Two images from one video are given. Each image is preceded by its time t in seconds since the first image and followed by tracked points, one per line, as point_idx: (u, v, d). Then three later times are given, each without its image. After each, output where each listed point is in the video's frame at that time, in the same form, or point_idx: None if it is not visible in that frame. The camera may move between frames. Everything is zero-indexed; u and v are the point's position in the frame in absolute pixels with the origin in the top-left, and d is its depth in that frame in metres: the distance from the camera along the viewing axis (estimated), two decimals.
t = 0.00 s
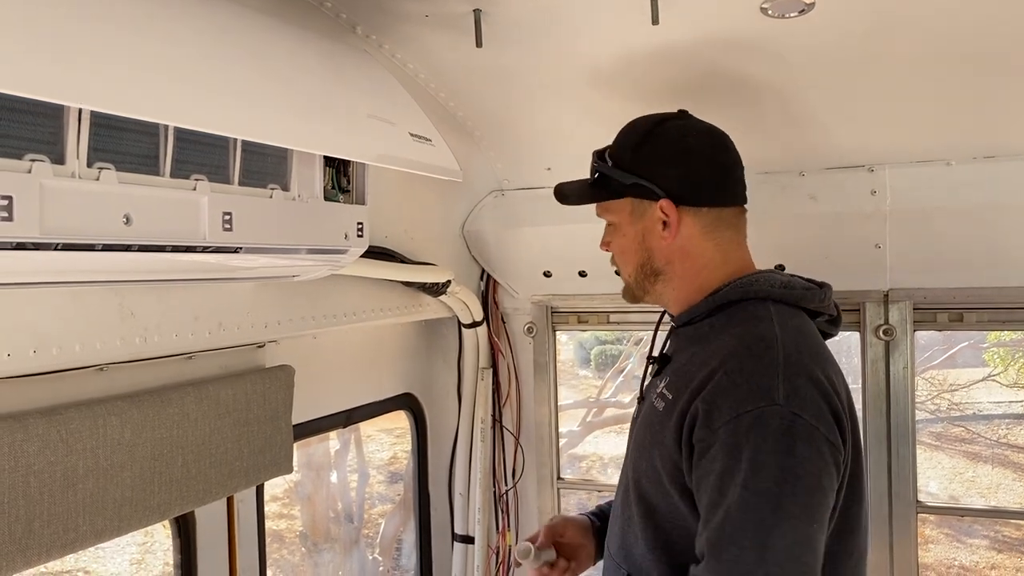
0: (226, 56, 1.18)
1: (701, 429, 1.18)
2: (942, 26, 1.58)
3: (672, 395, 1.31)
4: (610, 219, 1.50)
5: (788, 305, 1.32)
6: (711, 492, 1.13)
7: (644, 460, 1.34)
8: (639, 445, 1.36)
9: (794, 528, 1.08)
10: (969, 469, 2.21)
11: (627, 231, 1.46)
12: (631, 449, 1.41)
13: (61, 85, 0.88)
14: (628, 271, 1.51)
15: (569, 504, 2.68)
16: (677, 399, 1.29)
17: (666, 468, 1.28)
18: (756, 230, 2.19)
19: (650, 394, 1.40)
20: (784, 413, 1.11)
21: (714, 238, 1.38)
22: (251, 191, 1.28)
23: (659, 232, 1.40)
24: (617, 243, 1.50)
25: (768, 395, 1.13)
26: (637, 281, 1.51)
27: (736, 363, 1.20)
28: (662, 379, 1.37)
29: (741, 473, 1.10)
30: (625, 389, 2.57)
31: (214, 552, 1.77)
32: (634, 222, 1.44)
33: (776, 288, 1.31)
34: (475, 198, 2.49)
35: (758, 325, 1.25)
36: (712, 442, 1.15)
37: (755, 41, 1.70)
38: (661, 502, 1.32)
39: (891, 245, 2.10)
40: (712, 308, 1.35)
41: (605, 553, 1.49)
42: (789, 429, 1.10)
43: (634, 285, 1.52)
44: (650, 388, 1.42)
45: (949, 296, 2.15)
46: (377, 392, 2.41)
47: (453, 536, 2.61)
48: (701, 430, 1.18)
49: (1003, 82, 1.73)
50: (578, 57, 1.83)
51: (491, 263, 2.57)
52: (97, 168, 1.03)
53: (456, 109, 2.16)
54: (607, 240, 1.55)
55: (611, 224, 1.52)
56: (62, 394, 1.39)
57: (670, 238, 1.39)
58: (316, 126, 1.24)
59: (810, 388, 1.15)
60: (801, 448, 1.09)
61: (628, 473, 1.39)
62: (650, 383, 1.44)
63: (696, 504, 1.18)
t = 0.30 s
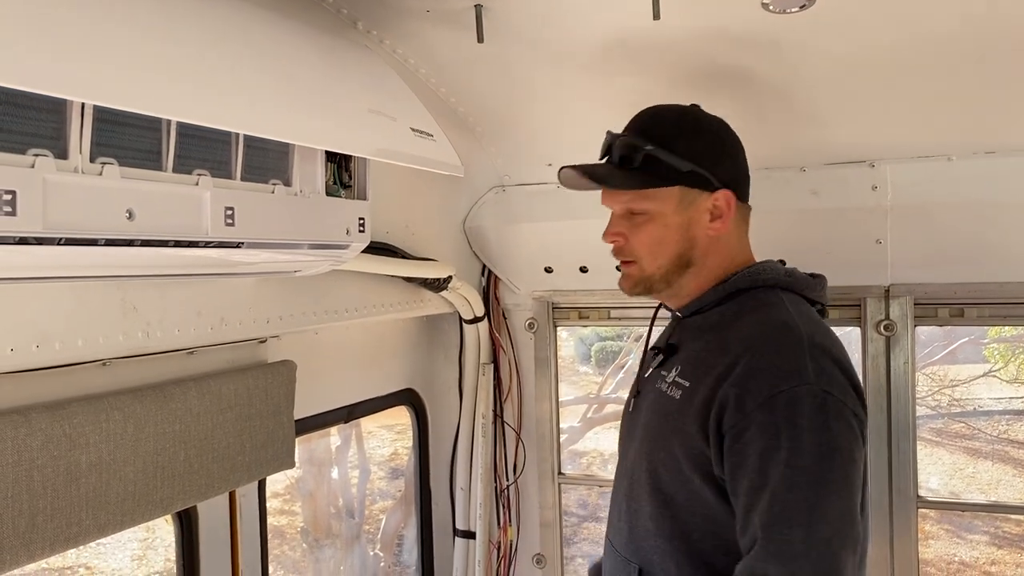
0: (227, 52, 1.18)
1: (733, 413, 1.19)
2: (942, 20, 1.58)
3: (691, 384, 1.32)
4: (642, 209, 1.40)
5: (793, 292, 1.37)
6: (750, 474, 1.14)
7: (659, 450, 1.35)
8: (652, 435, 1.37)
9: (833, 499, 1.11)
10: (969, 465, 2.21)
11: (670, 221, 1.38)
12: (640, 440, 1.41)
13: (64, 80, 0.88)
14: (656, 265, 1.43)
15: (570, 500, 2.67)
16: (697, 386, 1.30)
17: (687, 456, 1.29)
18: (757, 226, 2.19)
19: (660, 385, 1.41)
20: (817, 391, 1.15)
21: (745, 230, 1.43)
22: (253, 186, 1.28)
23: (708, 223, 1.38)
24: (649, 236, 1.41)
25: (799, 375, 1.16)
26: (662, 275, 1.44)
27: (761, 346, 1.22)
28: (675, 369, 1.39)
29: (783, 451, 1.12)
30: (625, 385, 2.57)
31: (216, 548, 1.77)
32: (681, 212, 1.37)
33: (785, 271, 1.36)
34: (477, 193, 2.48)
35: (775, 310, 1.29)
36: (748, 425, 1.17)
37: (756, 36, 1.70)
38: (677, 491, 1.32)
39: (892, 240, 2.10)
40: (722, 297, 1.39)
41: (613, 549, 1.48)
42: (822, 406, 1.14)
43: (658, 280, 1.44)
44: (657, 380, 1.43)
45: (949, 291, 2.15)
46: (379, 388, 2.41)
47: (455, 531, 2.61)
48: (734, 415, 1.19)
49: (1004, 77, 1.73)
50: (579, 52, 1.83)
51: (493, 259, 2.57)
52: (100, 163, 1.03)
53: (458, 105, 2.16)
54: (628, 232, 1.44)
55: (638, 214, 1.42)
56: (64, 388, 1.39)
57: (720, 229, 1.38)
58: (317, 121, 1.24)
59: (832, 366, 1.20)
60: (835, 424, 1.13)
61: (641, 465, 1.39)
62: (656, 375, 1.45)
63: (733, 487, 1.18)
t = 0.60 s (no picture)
0: (226, 44, 1.18)
1: (828, 413, 1.19)
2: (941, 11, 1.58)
3: (751, 389, 1.32)
4: (731, 193, 1.42)
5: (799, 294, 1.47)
6: (856, 471, 1.14)
7: (715, 458, 1.33)
8: (704, 443, 1.35)
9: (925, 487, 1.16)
10: (969, 459, 2.18)
11: (749, 212, 1.43)
12: (679, 449, 1.38)
13: (59, 70, 0.87)
14: (728, 255, 1.42)
15: (570, 494, 2.67)
16: (762, 392, 1.30)
17: (750, 463, 1.29)
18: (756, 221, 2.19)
19: (699, 391, 1.39)
20: (896, 386, 1.20)
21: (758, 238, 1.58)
22: (252, 180, 1.28)
23: (762, 222, 1.49)
24: (730, 223, 1.41)
25: (878, 370, 1.21)
26: (726, 266, 1.42)
27: (834, 346, 1.26)
28: (718, 374, 1.37)
29: (891, 443, 1.14)
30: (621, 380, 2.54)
31: (215, 542, 1.77)
32: (757, 207, 1.44)
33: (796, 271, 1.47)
34: (476, 189, 2.48)
35: (818, 312, 1.34)
36: (850, 423, 1.16)
37: (756, 29, 1.69)
38: (732, 498, 1.31)
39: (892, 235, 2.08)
40: (751, 297, 1.41)
41: (638, 561, 1.44)
42: (901, 400, 1.19)
43: (720, 271, 1.42)
44: (692, 385, 1.41)
45: (949, 285, 2.11)
46: (378, 383, 2.41)
47: (455, 525, 2.62)
48: (829, 415, 1.19)
49: (1004, 68, 1.72)
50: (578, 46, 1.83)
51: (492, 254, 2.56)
52: (98, 155, 1.03)
53: (457, 99, 2.16)
54: (707, 215, 1.41)
55: (723, 197, 1.42)
56: (62, 383, 1.39)
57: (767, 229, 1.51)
58: (315, 113, 1.24)
59: (887, 363, 1.26)
60: (905, 409, 1.20)
61: (686, 475, 1.36)
62: (684, 380, 1.43)
63: (830, 486, 1.16)
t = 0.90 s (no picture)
0: (220, 38, 1.17)
1: (863, 427, 1.25)
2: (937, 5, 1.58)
3: (781, 397, 1.33)
4: (770, 196, 1.41)
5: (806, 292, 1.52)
6: (888, 486, 1.22)
7: (740, 466, 1.34)
8: (729, 451, 1.35)
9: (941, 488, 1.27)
10: (966, 456, 2.18)
11: (783, 216, 1.44)
12: (702, 456, 1.38)
13: (49, 62, 0.87)
14: (763, 258, 1.41)
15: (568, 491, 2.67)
16: (791, 401, 1.32)
17: (778, 471, 1.31)
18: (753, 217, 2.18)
19: (723, 396, 1.38)
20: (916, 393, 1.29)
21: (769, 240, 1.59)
22: (247, 175, 1.27)
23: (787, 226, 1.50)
24: (767, 226, 1.40)
25: (907, 382, 1.28)
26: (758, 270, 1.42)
27: (864, 356, 1.30)
28: (743, 380, 1.37)
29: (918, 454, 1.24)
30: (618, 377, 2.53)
31: (212, 538, 1.77)
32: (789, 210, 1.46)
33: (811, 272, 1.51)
34: (473, 185, 2.47)
35: (839, 316, 1.38)
36: (883, 436, 1.24)
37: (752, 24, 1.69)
38: (754, 504, 1.33)
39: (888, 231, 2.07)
40: (773, 299, 1.42)
41: (648, 566, 1.44)
42: (922, 407, 1.28)
43: (754, 275, 1.41)
44: (713, 390, 1.40)
45: (948, 282, 2.08)
46: (375, 379, 2.40)
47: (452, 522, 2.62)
48: (863, 428, 1.25)
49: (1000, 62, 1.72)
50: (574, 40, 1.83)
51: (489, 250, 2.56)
52: (91, 151, 1.02)
53: (453, 94, 2.15)
54: (748, 217, 1.40)
55: (762, 199, 1.41)
56: (56, 379, 1.39)
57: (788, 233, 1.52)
58: (308, 108, 1.23)
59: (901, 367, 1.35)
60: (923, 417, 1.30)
61: (708, 481, 1.37)
62: (704, 384, 1.41)
63: (864, 497, 1.24)
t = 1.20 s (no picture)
0: (210, 30, 1.16)
1: (867, 440, 1.25)
2: None
3: (784, 406, 1.33)
4: (778, 199, 1.40)
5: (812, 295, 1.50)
6: (891, 500, 1.23)
7: (741, 475, 1.34)
8: (730, 461, 1.35)
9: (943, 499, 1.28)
10: (961, 452, 2.18)
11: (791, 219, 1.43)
12: (703, 464, 1.38)
13: (39, 53, 0.86)
14: (767, 263, 1.40)
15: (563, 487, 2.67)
16: (795, 411, 1.31)
17: (781, 481, 1.31)
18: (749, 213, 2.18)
19: (725, 403, 1.38)
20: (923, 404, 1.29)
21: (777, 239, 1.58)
22: (239, 170, 1.26)
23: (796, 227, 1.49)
24: (773, 230, 1.40)
25: (914, 393, 1.27)
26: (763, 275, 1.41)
27: (870, 367, 1.29)
28: (746, 389, 1.37)
29: (923, 467, 1.24)
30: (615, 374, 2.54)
31: (207, 534, 1.77)
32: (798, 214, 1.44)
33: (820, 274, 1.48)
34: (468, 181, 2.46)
35: (847, 323, 1.37)
36: (888, 450, 1.24)
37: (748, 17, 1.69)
38: (754, 513, 1.33)
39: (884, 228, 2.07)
40: (778, 306, 1.41)
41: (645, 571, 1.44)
42: (929, 418, 1.29)
43: (759, 280, 1.40)
44: (716, 397, 1.39)
45: (941, 279, 2.09)
46: (370, 375, 2.40)
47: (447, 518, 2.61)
48: (867, 441, 1.25)
49: (995, 57, 1.72)
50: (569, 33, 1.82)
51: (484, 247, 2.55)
52: (82, 145, 1.01)
53: (449, 90, 2.15)
54: (753, 222, 1.39)
55: (769, 203, 1.40)
56: (48, 376, 1.38)
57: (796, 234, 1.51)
58: (300, 102, 1.22)
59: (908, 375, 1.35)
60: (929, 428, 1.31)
61: (708, 489, 1.37)
62: (706, 390, 1.41)
63: (868, 510, 1.25)
